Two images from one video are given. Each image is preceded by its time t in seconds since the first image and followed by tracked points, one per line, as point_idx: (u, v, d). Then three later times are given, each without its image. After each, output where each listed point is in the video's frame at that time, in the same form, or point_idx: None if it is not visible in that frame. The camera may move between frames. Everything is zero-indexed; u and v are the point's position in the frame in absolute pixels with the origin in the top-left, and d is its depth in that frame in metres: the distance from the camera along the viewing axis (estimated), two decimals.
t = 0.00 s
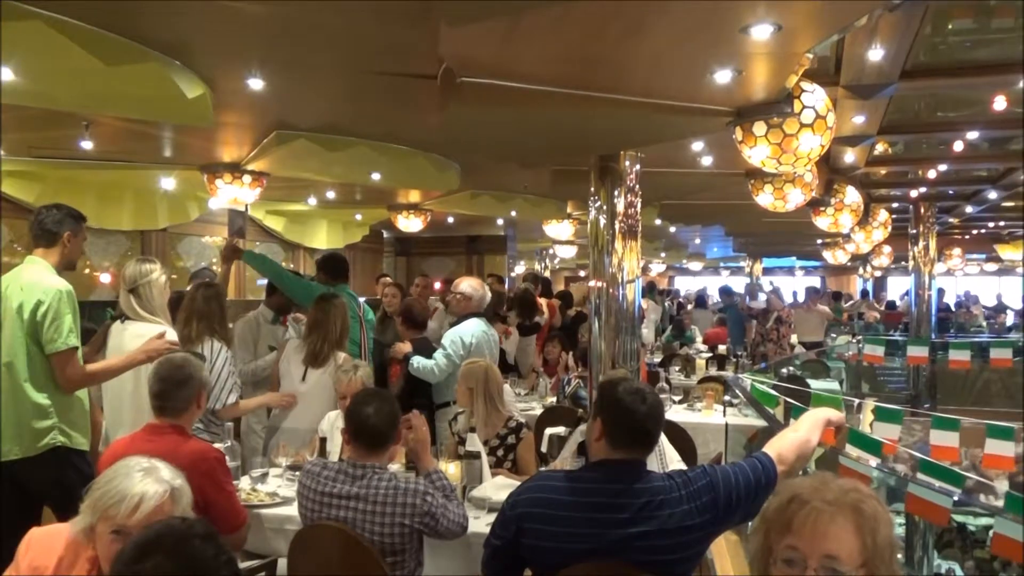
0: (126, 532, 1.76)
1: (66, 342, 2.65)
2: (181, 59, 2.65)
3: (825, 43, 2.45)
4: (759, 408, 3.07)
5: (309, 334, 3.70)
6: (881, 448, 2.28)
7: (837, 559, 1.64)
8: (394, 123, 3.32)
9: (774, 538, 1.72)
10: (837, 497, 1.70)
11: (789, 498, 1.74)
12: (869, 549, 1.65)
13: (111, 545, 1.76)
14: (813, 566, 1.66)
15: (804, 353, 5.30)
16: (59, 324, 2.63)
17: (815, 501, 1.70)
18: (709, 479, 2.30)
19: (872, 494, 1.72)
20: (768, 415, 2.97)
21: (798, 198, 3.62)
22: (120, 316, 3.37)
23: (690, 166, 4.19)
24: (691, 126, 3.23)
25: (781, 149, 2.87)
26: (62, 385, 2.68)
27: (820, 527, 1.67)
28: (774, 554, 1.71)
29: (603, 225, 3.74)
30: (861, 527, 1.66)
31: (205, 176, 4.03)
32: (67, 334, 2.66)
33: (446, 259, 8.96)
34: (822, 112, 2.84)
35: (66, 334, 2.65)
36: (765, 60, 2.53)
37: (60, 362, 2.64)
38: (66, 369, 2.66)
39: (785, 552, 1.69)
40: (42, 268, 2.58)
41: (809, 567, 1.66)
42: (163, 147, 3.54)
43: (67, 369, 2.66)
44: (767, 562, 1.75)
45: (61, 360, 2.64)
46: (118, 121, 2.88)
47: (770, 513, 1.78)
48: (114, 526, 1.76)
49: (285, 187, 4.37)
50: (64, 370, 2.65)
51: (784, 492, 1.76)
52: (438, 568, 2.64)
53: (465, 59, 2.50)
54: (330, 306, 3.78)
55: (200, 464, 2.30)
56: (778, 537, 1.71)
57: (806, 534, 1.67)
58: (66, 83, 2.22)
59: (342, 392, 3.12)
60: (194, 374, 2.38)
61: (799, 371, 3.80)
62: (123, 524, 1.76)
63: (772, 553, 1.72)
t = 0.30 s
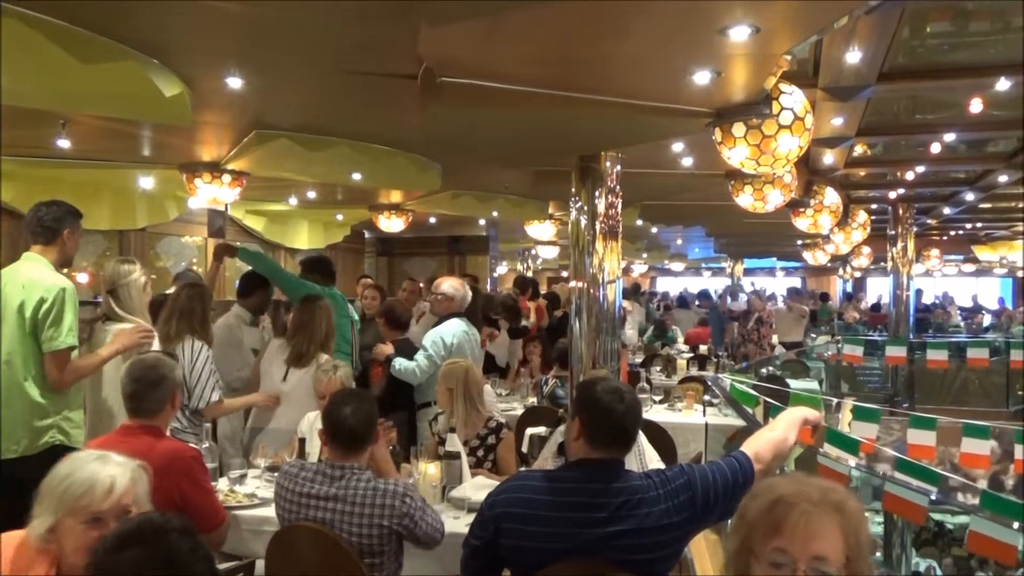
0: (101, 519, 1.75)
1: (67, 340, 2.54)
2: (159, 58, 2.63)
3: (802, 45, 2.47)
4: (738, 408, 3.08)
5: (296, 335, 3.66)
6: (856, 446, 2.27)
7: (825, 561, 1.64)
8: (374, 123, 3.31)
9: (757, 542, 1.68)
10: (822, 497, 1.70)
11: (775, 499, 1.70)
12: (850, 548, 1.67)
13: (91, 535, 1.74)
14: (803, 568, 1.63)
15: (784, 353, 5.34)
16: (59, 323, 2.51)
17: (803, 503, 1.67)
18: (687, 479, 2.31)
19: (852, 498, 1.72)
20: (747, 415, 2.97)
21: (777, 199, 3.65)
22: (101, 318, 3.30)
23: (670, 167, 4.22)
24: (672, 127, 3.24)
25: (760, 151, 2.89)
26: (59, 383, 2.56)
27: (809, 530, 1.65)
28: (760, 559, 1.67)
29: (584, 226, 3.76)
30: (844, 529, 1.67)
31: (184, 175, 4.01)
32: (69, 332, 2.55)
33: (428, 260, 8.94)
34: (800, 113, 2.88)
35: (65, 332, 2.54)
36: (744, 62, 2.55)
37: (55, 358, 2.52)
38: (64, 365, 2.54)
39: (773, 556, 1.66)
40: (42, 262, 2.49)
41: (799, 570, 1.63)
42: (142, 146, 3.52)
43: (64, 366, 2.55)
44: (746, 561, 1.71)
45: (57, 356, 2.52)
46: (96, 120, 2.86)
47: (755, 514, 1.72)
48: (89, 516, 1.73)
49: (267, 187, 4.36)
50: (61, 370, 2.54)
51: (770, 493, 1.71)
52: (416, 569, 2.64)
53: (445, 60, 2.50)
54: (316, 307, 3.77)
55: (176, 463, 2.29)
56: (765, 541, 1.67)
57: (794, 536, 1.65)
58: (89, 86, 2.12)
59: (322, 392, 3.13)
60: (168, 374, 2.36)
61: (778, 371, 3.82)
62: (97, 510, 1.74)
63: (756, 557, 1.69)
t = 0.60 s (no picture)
0: (60, 514, 1.76)
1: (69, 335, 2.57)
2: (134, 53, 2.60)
3: (781, 43, 2.48)
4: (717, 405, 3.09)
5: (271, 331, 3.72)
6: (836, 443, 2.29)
7: (816, 552, 1.63)
8: (354, 119, 3.30)
9: (745, 540, 1.66)
10: (800, 487, 1.70)
11: (769, 495, 1.66)
12: (832, 540, 1.69)
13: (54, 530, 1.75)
14: (796, 563, 1.62)
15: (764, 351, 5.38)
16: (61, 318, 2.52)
17: (793, 498, 1.66)
18: (666, 475, 2.32)
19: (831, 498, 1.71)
20: (727, 412, 2.98)
21: (757, 197, 3.67)
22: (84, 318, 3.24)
23: (651, 165, 4.22)
24: (652, 125, 3.25)
25: (739, 148, 2.90)
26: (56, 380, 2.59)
27: (801, 525, 1.63)
28: (750, 556, 1.64)
29: (565, 223, 3.77)
30: (826, 521, 1.68)
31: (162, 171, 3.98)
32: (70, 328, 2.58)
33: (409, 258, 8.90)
34: (778, 111, 2.90)
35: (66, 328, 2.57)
36: (724, 60, 2.57)
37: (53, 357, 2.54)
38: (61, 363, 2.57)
39: (766, 553, 1.63)
40: (33, 256, 2.44)
41: (792, 566, 1.61)
42: (119, 142, 3.49)
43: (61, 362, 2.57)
44: (732, 558, 1.67)
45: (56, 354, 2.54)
46: (70, 115, 2.83)
47: (744, 511, 1.68)
48: (48, 510, 1.73)
49: (246, 184, 4.33)
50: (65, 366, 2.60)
51: (764, 488, 1.68)
52: (396, 567, 2.63)
53: (425, 57, 2.49)
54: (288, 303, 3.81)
55: (153, 462, 2.27)
56: (758, 538, 1.64)
57: (786, 532, 1.63)
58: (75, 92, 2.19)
59: (301, 390, 3.11)
60: (142, 373, 2.36)
61: (758, 368, 3.85)
62: (56, 505, 1.75)
63: (744, 555, 1.65)
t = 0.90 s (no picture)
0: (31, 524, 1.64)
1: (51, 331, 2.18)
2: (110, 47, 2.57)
3: (762, 41, 2.49)
4: (700, 400, 3.09)
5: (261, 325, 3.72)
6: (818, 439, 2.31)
7: (798, 546, 1.64)
8: (335, 115, 3.28)
9: (726, 535, 1.65)
10: (781, 483, 1.71)
11: (753, 490, 1.66)
12: (811, 532, 1.70)
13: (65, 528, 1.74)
14: (779, 556, 1.63)
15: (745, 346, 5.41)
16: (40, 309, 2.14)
17: (776, 493, 1.66)
18: (648, 470, 2.32)
19: (804, 492, 1.71)
20: (709, 407, 2.98)
21: (739, 193, 3.69)
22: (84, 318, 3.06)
23: (633, 161, 4.23)
24: (634, 121, 3.25)
25: (721, 146, 2.97)
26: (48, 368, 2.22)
27: (783, 519, 1.64)
28: (733, 550, 1.64)
29: (547, 220, 3.78)
30: (806, 515, 1.69)
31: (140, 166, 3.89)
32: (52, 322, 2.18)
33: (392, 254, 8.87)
34: (759, 109, 2.99)
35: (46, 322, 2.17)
36: (706, 56, 2.57)
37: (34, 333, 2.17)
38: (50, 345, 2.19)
39: (750, 548, 1.63)
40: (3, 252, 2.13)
41: (774, 561, 1.62)
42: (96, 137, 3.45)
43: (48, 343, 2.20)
44: (714, 555, 1.67)
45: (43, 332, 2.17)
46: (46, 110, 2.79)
47: (726, 507, 1.67)
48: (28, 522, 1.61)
49: (228, 179, 4.29)
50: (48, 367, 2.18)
51: (746, 483, 1.67)
52: (378, 564, 2.63)
53: (407, 52, 2.48)
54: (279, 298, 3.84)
55: (132, 457, 2.26)
56: (741, 533, 1.64)
57: (769, 527, 1.63)
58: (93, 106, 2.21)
59: (283, 386, 3.10)
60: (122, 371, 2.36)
61: (740, 363, 3.86)
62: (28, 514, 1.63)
63: (727, 550, 1.65)
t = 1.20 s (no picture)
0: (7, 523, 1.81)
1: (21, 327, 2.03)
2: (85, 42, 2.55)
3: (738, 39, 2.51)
4: (677, 397, 3.11)
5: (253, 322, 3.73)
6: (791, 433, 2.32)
7: (772, 541, 1.65)
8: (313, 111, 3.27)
9: (701, 532, 1.67)
10: (753, 479, 1.72)
11: (728, 485, 1.68)
12: (783, 527, 1.71)
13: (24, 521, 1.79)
14: (753, 551, 1.64)
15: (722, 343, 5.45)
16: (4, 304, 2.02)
17: (750, 489, 1.67)
18: (623, 467, 2.34)
19: (777, 487, 1.72)
20: (685, 404, 3.00)
21: (715, 190, 3.72)
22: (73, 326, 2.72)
23: (610, 158, 4.25)
24: (612, 119, 3.27)
25: (697, 143, 2.97)
26: (129, 351, 2.07)
27: (756, 514, 1.66)
28: (709, 547, 1.65)
29: (526, 216, 3.81)
30: (779, 510, 1.71)
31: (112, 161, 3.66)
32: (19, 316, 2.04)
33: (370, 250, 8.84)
34: (737, 107, 2.93)
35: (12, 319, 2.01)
36: (683, 55, 2.59)
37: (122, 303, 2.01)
38: (133, 322, 2.03)
39: (725, 544, 1.64)
40: None
41: (748, 556, 1.63)
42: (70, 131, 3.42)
43: (133, 319, 2.04)
44: (688, 551, 1.68)
45: (129, 303, 2.02)
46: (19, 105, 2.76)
47: (702, 503, 1.69)
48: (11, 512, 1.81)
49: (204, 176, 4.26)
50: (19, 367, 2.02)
51: (720, 480, 1.69)
52: (354, 562, 2.63)
53: (385, 49, 2.48)
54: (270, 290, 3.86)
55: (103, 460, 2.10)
56: (717, 529, 1.65)
57: (743, 523, 1.65)
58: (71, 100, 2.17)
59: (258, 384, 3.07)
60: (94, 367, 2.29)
61: (717, 360, 3.89)
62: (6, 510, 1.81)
63: (702, 547, 1.66)
